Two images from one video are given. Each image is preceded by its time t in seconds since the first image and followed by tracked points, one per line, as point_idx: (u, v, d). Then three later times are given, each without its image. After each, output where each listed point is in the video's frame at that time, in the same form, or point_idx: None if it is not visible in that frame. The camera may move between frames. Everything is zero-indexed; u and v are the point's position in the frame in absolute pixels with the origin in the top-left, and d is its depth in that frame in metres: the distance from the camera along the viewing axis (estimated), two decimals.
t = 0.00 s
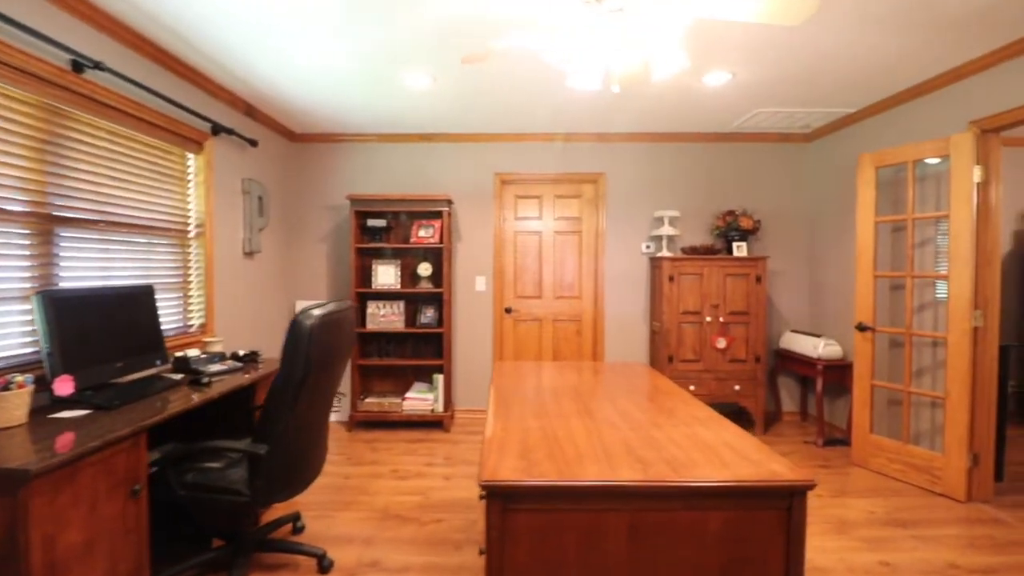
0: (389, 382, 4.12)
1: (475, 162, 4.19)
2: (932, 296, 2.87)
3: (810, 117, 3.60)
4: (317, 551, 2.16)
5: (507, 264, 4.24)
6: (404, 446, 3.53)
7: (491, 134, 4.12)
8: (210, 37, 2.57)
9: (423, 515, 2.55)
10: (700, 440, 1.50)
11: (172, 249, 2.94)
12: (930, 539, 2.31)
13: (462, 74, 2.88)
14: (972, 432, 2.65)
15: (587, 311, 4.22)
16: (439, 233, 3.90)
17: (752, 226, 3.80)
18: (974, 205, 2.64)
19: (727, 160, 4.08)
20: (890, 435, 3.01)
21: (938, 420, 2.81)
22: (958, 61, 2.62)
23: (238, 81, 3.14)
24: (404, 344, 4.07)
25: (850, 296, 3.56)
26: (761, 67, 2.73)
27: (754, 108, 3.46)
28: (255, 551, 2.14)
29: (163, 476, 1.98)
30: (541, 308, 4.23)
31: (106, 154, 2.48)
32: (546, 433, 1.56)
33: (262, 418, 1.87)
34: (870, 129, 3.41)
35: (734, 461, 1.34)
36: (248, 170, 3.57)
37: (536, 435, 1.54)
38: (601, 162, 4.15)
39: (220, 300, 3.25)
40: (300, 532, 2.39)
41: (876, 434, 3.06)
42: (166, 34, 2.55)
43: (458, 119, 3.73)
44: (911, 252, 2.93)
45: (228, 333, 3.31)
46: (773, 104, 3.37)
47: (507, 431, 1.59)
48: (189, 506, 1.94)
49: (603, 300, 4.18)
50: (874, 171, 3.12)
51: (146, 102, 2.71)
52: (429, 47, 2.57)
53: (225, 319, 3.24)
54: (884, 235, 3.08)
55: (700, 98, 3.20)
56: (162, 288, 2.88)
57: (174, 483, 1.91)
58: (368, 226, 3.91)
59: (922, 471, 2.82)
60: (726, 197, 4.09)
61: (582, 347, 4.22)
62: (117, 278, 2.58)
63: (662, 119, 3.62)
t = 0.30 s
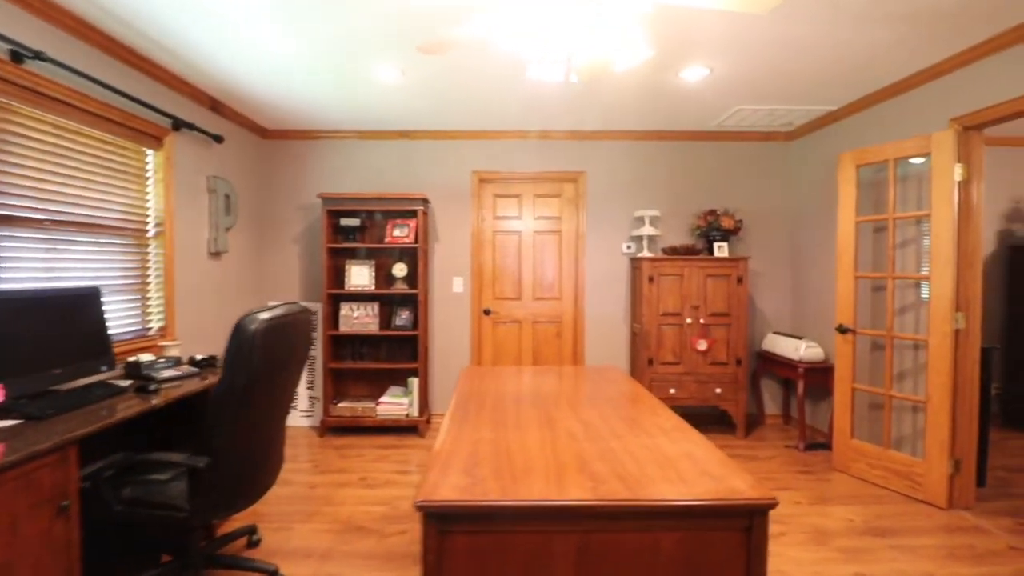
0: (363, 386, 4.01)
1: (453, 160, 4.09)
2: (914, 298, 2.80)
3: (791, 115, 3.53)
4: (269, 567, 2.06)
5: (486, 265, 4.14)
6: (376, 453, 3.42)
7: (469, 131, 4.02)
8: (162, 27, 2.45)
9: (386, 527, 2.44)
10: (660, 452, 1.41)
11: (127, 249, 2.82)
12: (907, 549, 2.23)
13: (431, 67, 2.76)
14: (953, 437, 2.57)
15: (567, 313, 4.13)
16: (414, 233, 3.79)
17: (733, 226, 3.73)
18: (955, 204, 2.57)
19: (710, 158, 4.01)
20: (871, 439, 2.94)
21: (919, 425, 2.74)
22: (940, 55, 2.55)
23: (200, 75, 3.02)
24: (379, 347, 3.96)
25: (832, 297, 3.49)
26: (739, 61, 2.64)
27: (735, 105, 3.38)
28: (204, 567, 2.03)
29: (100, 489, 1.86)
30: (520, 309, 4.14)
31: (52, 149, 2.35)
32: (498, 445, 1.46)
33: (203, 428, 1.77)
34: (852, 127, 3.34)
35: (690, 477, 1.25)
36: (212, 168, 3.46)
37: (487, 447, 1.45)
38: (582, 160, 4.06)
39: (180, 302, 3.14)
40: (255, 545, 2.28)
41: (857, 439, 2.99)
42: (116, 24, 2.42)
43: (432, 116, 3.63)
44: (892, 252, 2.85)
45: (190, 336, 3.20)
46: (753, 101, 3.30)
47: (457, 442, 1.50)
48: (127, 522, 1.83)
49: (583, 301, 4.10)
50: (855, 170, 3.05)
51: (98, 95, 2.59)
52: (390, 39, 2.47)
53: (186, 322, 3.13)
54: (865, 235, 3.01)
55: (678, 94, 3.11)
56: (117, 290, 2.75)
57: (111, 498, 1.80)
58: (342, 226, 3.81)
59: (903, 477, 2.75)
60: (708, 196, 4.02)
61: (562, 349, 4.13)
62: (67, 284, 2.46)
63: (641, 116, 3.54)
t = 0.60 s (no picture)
0: (336, 390, 3.90)
1: (430, 158, 3.98)
2: (893, 300, 2.74)
3: (773, 112, 3.46)
4: None
5: (463, 265, 4.04)
6: (346, 460, 3.31)
7: (446, 127, 3.92)
8: (112, 18, 2.33)
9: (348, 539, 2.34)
10: (618, 467, 1.32)
11: (80, 249, 2.68)
12: (885, 559, 2.16)
13: (397, 59, 2.63)
14: (934, 443, 2.51)
15: (547, 315, 4.03)
16: (387, 232, 3.68)
17: (713, 226, 3.67)
18: (936, 204, 2.50)
19: (691, 157, 3.93)
20: (851, 444, 2.88)
21: (899, 429, 2.68)
22: (922, 50, 2.47)
23: (159, 67, 2.89)
24: (353, 349, 3.85)
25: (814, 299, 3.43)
26: (717, 54, 2.55)
27: (715, 102, 3.30)
28: None
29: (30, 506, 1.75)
30: (498, 310, 4.04)
31: None
32: (446, 460, 1.37)
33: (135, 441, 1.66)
34: (834, 125, 3.27)
35: (646, 496, 1.16)
36: (174, 164, 3.33)
37: (434, 463, 1.35)
38: (561, 158, 3.97)
39: (139, 304, 3.01)
40: (207, 560, 2.18)
41: (837, 443, 2.93)
42: (59, 11, 2.28)
43: (405, 111, 3.52)
44: (873, 253, 2.79)
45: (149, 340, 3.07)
46: (733, 98, 3.23)
47: (404, 456, 1.40)
48: (59, 540, 1.72)
49: (562, 302, 4.01)
50: (836, 168, 2.99)
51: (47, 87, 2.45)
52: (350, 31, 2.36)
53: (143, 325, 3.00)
54: (846, 234, 2.95)
55: (656, 89, 3.02)
56: (69, 293, 2.62)
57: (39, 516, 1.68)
58: (313, 225, 3.70)
59: (883, 483, 2.68)
60: (689, 195, 3.94)
61: (541, 351, 4.04)
62: (5, 285, 2.28)
63: (620, 112, 3.45)
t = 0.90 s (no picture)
0: (303, 394, 3.76)
1: (401, 154, 3.85)
2: (870, 301, 2.68)
3: (750, 109, 3.39)
4: None
5: (436, 264, 3.92)
6: (310, 468, 3.17)
7: (418, 122, 3.79)
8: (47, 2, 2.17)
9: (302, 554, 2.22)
10: (572, 484, 1.22)
11: (18, 248, 2.51)
12: (860, 568, 2.09)
13: (357, 47, 2.50)
14: (910, 447, 2.45)
15: (522, 316, 3.93)
16: (355, 231, 3.55)
17: (690, 225, 3.59)
18: (913, 203, 2.44)
19: (669, 155, 3.86)
20: (827, 447, 2.82)
21: (875, 433, 2.62)
22: (899, 44, 2.41)
23: (107, 56, 2.72)
24: (320, 352, 3.71)
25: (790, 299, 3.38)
26: (691, 46, 2.46)
27: (691, 98, 3.22)
28: None
29: None
30: (472, 311, 3.93)
31: None
32: (387, 478, 1.25)
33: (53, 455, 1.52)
34: (811, 123, 3.22)
35: (599, 518, 1.06)
36: (127, 158, 3.16)
37: (373, 481, 1.23)
38: (537, 155, 3.87)
39: (85, 305, 2.84)
40: None
41: (814, 447, 2.87)
42: None
43: (372, 104, 3.39)
44: (850, 252, 2.73)
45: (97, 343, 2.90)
46: (709, 94, 3.15)
47: (342, 473, 1.28)
48: None
49: (538, 302, 3.91)
50: (813, 166, 2.92)
51: None
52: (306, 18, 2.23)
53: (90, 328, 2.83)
54: (822, 233, 2.88)
55: (630, 83, 2.93)
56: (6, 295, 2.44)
57: None
58: (278, 223, 3.55)
59: (859, 488, 2.63)
60: (666, 194, 3.86)
61: (516, 352, 3.93)
62: None
63: (596, 108, 3.36)
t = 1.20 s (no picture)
0: (250, 402, 3.55)
1: (356, 147, 3.67)
2: (830, 300, 2.66)
3: (713, 106, 3.35)
4: None
5: (393, 264, 3.75)
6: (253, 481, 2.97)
7: (374, 115, 3.62)
8: None
9: None
10: (513, 505, 1.10)
11: None
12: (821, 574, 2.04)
13: (299, 27, 2.33)
14: (870, 448, 2.43)
15: (485, 317, 3.80)
16: (305, 228, 3.35)
17: (654, 224, 3.53)
18: (872, 201, 2.42)
19: (633, 152, 3.79)
20: (789, 449, 2.79)
21: (836, 434, 2.60)
22: (858, 40, 2.39)
23: (21, 33, 2.47)
24: (268, 357, 3.50)
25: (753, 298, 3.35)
26: (653, 36, 2.38)
27: (654, 94, 3.16)
28: None
29: None
30: (431, 312, 3.77)
31: None
32: (303, 506, 1.11)
33: None
34: (773, 121, 3.19)
35: (537, 548, 0.94)
36: (50, 147, 2.89)
37: (286, 510, 1.09)
38: (498, 151, 3.74)
39: None
40: None
41: (775, 449, 2.84)
42: None
43: (322, 93, 3.21)
44: (810, 251, 2.70)
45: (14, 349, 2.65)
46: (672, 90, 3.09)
47: (251, 501, 1.13)
48: None
49: (500, 303, 3.79)
50: (774, 164, 2.89)
51: None
52: None
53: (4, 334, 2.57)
54: (783, 232, 2.85)
55: (592, 76, 2.84)
56: None
57: None
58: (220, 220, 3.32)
59: (820, 490, 2.60)
60: (630, 192, 3.80)
61: (478, 355, 3.79)
62: None
63: (557, 102, 3.26)
